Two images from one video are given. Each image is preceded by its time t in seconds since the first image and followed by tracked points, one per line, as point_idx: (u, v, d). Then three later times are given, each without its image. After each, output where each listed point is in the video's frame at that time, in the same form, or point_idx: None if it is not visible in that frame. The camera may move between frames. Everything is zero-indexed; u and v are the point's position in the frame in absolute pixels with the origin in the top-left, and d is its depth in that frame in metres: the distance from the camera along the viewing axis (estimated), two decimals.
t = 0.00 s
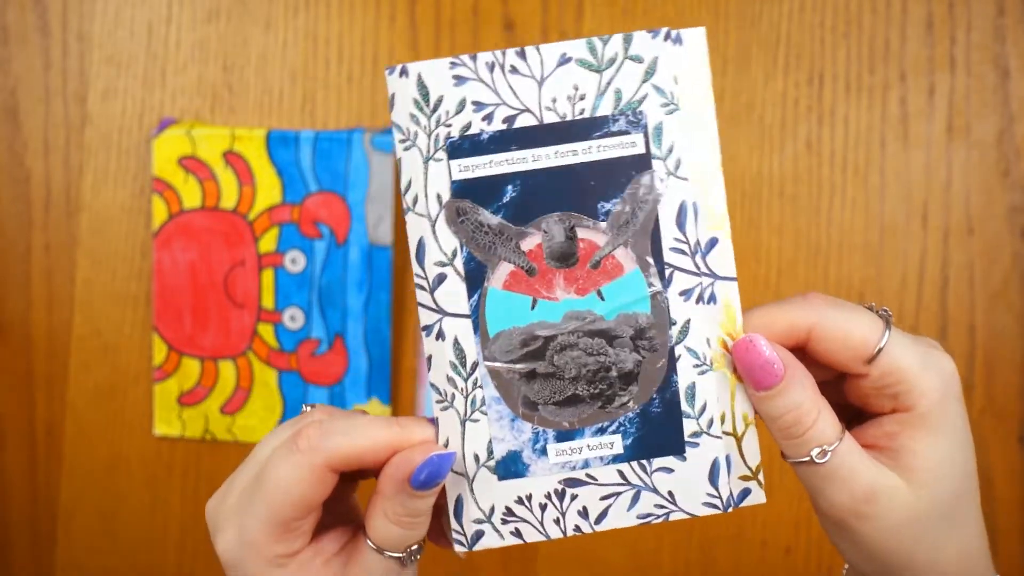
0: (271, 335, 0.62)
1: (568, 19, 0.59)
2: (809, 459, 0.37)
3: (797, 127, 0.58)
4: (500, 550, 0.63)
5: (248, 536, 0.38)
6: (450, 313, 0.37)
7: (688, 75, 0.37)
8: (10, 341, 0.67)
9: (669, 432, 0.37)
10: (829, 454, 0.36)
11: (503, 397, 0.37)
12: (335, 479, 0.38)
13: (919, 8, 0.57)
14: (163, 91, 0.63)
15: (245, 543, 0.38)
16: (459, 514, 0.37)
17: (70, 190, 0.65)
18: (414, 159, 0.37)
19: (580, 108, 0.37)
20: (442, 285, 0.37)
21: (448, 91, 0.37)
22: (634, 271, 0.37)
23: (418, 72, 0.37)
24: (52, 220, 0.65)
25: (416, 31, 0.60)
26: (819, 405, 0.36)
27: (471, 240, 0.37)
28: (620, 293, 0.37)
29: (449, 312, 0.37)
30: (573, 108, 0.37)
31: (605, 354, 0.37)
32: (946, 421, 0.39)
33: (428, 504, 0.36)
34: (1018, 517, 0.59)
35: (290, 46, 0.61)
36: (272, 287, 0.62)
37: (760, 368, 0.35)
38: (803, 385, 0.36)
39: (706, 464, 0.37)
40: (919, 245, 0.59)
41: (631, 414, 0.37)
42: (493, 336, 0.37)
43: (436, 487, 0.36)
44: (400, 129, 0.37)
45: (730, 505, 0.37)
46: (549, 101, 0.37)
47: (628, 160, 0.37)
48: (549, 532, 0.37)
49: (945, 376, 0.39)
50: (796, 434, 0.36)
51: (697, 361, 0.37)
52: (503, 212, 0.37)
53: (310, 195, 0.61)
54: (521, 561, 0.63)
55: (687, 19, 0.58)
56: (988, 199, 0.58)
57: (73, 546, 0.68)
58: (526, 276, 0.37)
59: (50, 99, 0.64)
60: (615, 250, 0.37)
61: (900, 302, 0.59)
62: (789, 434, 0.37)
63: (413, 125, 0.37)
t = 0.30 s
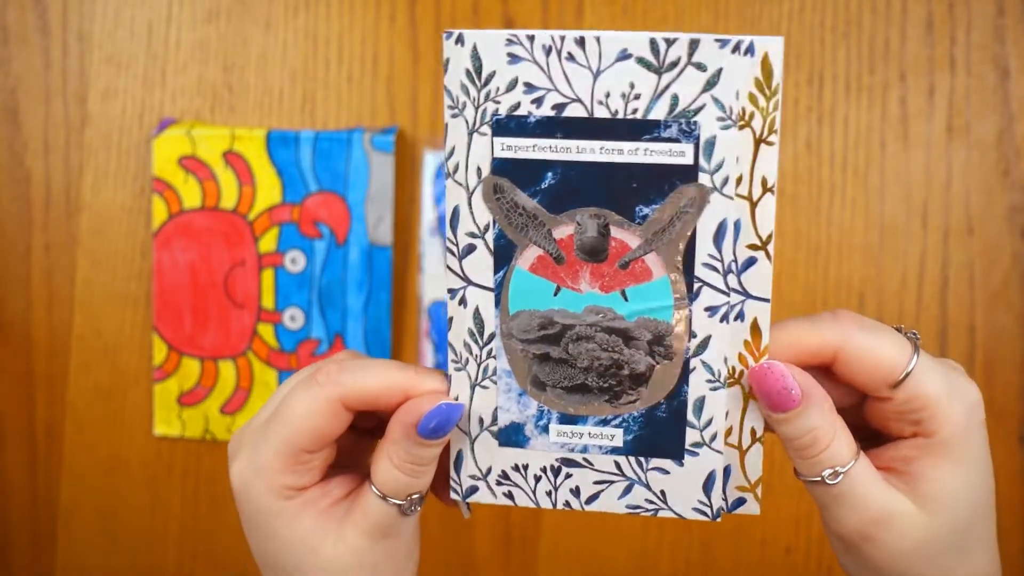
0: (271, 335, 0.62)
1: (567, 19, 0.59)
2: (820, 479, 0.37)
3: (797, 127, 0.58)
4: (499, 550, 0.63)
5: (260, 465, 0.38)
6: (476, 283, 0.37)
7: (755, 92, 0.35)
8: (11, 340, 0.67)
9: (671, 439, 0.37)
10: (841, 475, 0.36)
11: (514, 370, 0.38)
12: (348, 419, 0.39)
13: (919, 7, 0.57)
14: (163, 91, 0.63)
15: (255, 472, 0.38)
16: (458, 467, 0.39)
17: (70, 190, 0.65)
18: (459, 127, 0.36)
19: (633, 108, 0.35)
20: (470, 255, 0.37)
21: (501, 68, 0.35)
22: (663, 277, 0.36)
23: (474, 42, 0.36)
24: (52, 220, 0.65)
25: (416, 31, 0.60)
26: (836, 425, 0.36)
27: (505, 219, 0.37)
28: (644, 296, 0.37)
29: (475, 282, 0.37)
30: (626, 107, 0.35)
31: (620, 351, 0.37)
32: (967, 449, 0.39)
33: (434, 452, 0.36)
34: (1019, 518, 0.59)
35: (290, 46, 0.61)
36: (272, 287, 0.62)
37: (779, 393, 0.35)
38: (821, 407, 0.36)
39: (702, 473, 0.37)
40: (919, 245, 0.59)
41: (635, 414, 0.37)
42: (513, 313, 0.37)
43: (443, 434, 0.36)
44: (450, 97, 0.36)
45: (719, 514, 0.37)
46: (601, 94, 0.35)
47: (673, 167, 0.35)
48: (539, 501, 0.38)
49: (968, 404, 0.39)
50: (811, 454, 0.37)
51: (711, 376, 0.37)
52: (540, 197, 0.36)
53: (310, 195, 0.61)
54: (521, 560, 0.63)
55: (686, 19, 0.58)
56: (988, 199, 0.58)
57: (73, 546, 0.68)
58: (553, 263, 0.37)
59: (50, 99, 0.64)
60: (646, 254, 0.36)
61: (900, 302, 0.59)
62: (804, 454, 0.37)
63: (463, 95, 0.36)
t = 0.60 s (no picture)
0: (271, 335, 0.62)
1: (568, 19, 0.59)
2: (819, 472, 0.37)
3: (797, 128, 0.58)
4: (499, 549, 0.63)
5: (261, 462, 0.38)
6: (474, 286, 0.37)
7: (751, 91, 0.34)
8: (11, 340, 0.67)
9: (671, 434, 0.38)
10: (841, 469, 0.37)
11: (515, 372, 0.38)
12: (349, 416, 0.39)
13: (919, 7, 0.57)
14: (163, 91, 0.63)
15: (256, 469, 0.38)
16: (461, 463, 0.39)
17: (71, 190, 0.65)
18: (453, 133, 0.36)
19: (629, 112, 0.34)
20: (467, 259, 0.37)
21: (494, 73, 0.35)
22: (662, 280, 0.36)
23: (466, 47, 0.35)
24: (52, 220, 0.65)
25: (416, 31, 0.60)
26: (836, 420, 0.37)
27: (502, 223, 0.36)
28: (644, 297, 0.36)
29: (472, 285, 0.37)
30: (622, 110, 0.34)
31: (620, 352, 0.37)
32: (965, 453, 0.38)
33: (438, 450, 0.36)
34: (1018, 518, 0.59)
35: (290, 47, 0.61)
36: (272, 287, 0.62)
37: (781, 387, 0.35)
38: (823, 402, 0.36)
39: (703, 469, 0.38)
40: (919, 245, 0.59)
41: (636, 412, 0.37)
42: (512, 316, 0.37)
43: (446, 432, 0.36)
44: (443, 101, 0.35)
45: (721, 507, 0.38)
46: (597, 99, 0.34)
47: (670, 172, 0.35)
48: (542, 495, 0.39)
49: (969, 407, 0.39)
50: (811, 448, 0.37)
51: (711, 376, 0.37)
52: (537, 201, 0.36)
53: (310, 195, 0.61)
54: (521, 559, 0.63)
55: (686, 19, 0.58)
56: (988, 199, 0.58)
57: (73, 546, 0.68)
58: (552, 267, 0.36)
59: (50, 98, 0.64)
60: (644, 257, 0.36)
61: (900, 302, 0.59)
62: (803, 448, 0.37)
63: (456, 100, 0.35)
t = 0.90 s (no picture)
0: (271, 335, 0.62)
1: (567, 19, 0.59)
2: (821, 456, 0.36)
3: (797, 127, 0.58)
4: (499, 549, 0.63)
5: (266, 454, 0.38)
6: (479, 267, 0.38)
7: (739, 64, 0.36)
8: (11, 340, 0.67)
9: (675, 416, 0.37)
10: (843, 452, 0.36)
11: (518, 354, 0.38)
12: (354, 408, 0.39)
13: (919, 7, 0.57)
14: (163, 91, 0.63)
15: (262, 461, 0.38)
16: (463, 460, 0.38)
17: (70, 190, 0.65)
18: (462, 114, 0.37)
19: (627, 85, 0.36)
20: (474, 239, 0.38)
21: (501, 52, 0.37)
22: (661, 250, 0.37)
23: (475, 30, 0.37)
24: (52, 220, 0.65)
25: (416, 31, 0.60)
26: (835, 403, 0.36)
27: (507, 200, 0.37)
28: (644, 270, 0.37)
29: (478, 266, 0.38)
30: (620, 83, 0.36)
31: (622, 328, 0.37)
32: (961, 429, 0.38)
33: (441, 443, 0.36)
34: (1018, 517, 0.59)
35: (290, 46, 0.61)
36: (272, 287, 0.62)
37: (778, 363, 0.35)
38: (822, 383, 0.35)
39: (708, 453, 0.37)
40: (919, 245, 0.59)
41: (638, 391, 0.37)
42: (516, 295, 0.37)
43: (448, 424, 0.35)
44: (452, 83, 0.37)
45: (728, 496, 0.37)
46: (597, 73, 0.37)
47: (667, 141, 0.36)
48: (546, 491, 0.37)
49: (962, 383, 0.39)
50: (811, 431, 0.36)
51: (713, 349, 0.37)
52: (540, 175, 0.37)
53: (310, 195, 0.61)
54: (521, 559, 0.63)
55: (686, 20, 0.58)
56: (988, 199, 0.58)
57: (73, 546, 0.68)
58: (556, 241, 0.37)
59: (49, 99, 0.64)
60: (644, 228, 0.37)
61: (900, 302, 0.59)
62: (803, 431, 0.36)
63: (464, 81, 0.37)
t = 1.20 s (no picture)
0: (271, 335, 0.62)
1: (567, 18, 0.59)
2: (812, 453, 0.36)
3: (797, 127, 0.58)
4: (499, 548, 0.63)
5: (260, 454, 0.38)
6: (472, 266, 0.37)
7: (730, 61, 0.36)
8: (11, 340, 0.67)
9: (669, 413, 0.37)
10: (834, 450, 0.36)
11: (513, 353, 0.38)
12: (348, 407, 0.39)
13: (919, 7, 0.57)
14: (163, 91, 0.63)
15: (256, 461, 0.38)
16: (458, 458, 0.38)
17: (70, 190, 0.65)
18: (453, 113, 0.37)
19: (619, 83, 0.36)
20: (467, 238, 0.38)
21: (492, 51, 0.37)
22: (655, 248, 0.37)
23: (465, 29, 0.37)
24: (52, 220, 0.65)
25: (416, 30, 0.60)
26: (828, 400, 0.36)
27: (499, 199, 0.37)
28: (638, 268, 0.37)
29: (471, 265, 0.37)
30: (612, 81, 0.36)
31: (616, 326, 0.37)
32: (953, 428, 0.38)
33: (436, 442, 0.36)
34: (1018, 517, 0.59)
35: (290, 46, 0.61)
36: (272, 287, 0.62)
37: (771, 359, 0.35)
38: (815, 380, 0.35)
39: (703, 450, 0.37)
40: (919, 245, 0.59)
41: (633, 388, 0.37)
42: (509, 293, 0.37)
43: (442, 423, 0.35)
44: (443, 83, 0.37)
45: (723, 491, 0.37)
46: (588, 71, 0.36)
47: (659, 139, 0.36)
48: (541, 489, 0.37)
49: (955, 382, 0.39)
50: (803, 427, 0.36)
51: (706, 346, 0.37)
52: (533, 174, 0.37)
53: (310, 194, 0.61)
54: (521, 558, 0.63)
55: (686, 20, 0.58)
56: (988, 199, 0.58)
57: (73, 545, 0.68)
58: (548, 240, 0.37)
59: (50, 99, 0.64)
60: (637, 225, 0.37)
61: (900, 302, 0.59)
62: (796, 428, 0.36)
63: (456, 80, 0.37)
